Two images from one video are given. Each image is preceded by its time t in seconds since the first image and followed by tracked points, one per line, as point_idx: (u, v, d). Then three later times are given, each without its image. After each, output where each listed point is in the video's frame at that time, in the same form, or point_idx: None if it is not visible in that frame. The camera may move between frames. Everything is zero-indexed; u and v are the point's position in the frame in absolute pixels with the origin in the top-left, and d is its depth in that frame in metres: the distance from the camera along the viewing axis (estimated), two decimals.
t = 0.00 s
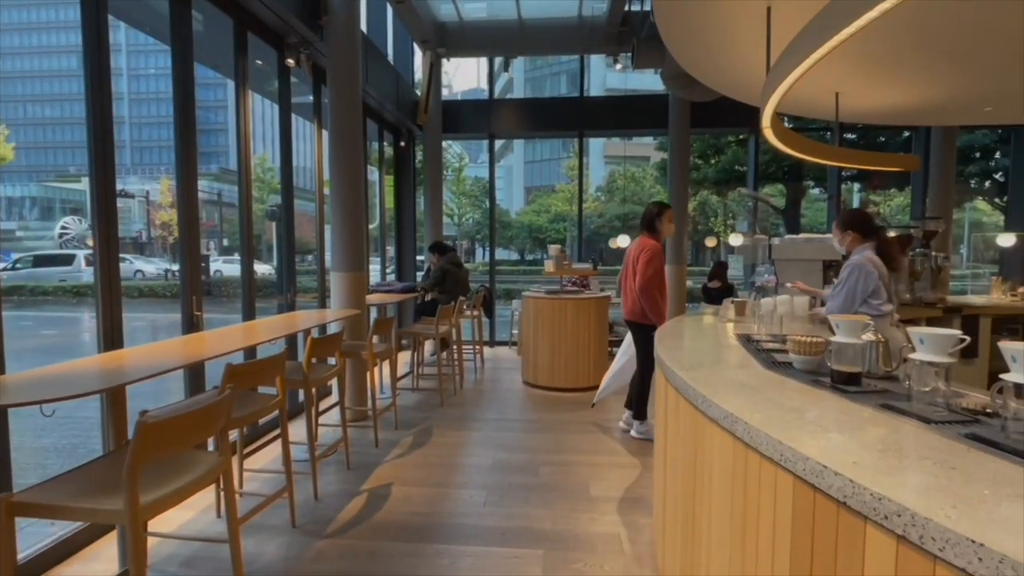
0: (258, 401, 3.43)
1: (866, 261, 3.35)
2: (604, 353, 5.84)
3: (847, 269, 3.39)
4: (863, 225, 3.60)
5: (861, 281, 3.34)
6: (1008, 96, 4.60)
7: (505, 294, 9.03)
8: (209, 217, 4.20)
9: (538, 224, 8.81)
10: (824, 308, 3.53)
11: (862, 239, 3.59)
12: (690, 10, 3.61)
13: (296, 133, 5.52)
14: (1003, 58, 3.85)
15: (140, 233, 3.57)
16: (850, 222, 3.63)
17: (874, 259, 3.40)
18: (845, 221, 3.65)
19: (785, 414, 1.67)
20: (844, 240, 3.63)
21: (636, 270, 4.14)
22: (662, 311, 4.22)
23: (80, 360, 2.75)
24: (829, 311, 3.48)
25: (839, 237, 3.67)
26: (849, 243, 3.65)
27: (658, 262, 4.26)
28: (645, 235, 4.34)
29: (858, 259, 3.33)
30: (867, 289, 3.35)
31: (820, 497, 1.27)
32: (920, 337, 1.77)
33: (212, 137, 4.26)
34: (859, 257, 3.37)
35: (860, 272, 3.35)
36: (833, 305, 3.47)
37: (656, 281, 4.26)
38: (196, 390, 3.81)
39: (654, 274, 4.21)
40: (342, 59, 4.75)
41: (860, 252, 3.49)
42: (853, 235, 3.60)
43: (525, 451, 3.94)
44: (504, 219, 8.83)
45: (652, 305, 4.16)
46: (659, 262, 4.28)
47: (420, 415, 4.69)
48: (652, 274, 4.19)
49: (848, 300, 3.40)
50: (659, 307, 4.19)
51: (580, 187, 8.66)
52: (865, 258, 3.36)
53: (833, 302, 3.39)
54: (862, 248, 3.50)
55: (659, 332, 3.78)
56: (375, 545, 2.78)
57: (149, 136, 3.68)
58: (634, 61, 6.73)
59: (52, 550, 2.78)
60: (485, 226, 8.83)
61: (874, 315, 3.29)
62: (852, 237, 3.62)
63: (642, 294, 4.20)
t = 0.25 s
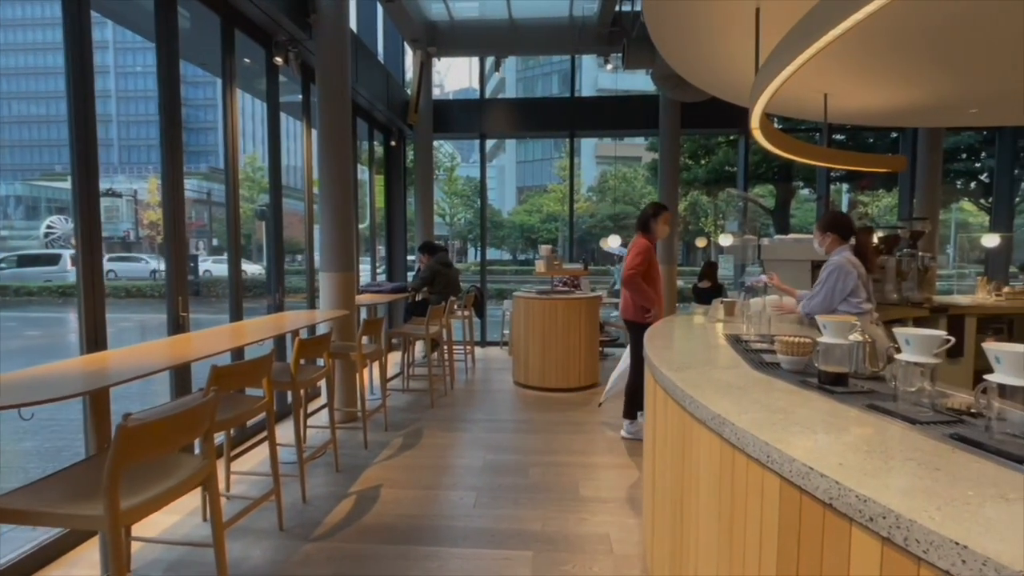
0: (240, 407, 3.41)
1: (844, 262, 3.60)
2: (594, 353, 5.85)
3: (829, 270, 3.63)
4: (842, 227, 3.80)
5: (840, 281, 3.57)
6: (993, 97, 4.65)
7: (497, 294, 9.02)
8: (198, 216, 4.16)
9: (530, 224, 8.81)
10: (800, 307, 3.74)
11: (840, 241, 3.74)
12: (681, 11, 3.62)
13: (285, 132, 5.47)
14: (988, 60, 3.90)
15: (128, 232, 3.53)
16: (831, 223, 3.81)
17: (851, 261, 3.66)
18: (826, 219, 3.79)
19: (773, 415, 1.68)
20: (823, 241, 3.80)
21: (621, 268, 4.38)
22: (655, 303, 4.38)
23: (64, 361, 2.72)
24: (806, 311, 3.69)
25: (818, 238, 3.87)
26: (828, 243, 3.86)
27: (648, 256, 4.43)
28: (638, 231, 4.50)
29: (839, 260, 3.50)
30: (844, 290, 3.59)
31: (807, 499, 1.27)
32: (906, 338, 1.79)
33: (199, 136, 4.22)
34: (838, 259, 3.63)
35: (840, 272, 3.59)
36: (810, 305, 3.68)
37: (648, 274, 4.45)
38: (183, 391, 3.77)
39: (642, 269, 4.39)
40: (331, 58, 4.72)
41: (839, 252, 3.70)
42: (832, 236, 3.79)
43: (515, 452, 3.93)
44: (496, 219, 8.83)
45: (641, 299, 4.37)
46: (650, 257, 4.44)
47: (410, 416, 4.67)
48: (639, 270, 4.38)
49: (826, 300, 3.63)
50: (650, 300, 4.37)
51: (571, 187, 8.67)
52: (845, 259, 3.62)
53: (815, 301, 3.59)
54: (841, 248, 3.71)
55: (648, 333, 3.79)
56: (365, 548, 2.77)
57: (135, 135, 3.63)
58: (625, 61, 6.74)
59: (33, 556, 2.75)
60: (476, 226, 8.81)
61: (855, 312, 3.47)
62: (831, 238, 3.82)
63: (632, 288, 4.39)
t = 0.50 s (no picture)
0: (232, 408, 3.39)
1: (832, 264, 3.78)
2: (588, 353, 5.86)
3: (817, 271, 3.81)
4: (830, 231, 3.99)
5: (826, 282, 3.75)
6: (985, 98, 4.68)
7: (492, 294, 9.02)
8: (190, 216, 4.14)
9: (524, 224, 8.81)
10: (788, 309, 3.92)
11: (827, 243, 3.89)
12: (675, 11, 3.62)
13: (277, 131, 5.44)
14: (979, 62, 3.93)
15: (119, 232, 3.50)
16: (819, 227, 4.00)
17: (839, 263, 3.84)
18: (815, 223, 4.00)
19: (767, 417, 1.68)
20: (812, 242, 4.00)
21: (616, 265, 4.39)
22: (651, 299, 4.41)
23: (52, 363, 2.69)
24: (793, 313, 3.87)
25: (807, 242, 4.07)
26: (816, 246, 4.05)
27: (643, 254, 4.44)
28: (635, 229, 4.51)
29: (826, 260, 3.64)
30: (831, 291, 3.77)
31: (800, 501, 1.28)
32: (898, 339, 1.80)
33: (191, 135, 4.19)
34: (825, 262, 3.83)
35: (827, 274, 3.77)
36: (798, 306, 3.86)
37: (644, 271, 4.46)
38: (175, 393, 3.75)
39: (637, 266, 4.41)
40: (324, 57, 4.70)
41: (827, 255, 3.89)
42: (820, 239, 3.99)
43: (509, 453, 3.93)
44: (490, 219, 8.83)
45: (637, 296, 4.39)
46: (646, 253, 4.45)
47: (403, 417, 4.66)
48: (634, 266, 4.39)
49: (813, 301, 3.81)
50: (646, 296, 4.39)
51: (565, 187, 8.67)
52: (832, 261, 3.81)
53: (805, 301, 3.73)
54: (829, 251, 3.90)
55: (642, 333, 3.80)
56: (357, 550, 2.75)
57: (127, 134, 3.60)
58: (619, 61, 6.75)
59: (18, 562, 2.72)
60: (470, 226, 8.80)
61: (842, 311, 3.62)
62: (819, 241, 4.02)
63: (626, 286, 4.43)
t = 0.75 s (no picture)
0: (225, 410, 3.37)
1: (823, 265, 3.86)
2: (583, 353, 5.86)
3: (809, 273, 3.90)
4: (820, 233, 4.06)
5: (817, 283, 3.83)
6: (976, 99, 4.71)
7: (487, 294, 9.00)
8: (183, 216, 4.11)
9: (519, 224, 8.81)
10: (783, 313, 4.01)
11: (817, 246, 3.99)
12: (669, 12, 3.63)
13: (270, 130, 5.41)
14: (971, 64, 3.95)
15: (110, 232, 3.47)
16: (809, 230, 4.08)
17: (830, 264, 3.91)
18: (805, 227, 4.10)
19: (763, 418, 1.69)
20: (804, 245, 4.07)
21: (611, 264, 4.38)
22: (647, 299, 4.42)
23: (41, 365, 2.66)
24: (788, 316, 3.96)
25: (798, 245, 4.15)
26: (807, 248, 4.12)
27: (640, 254, 4.44)
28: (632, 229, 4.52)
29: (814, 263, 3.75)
30: (823, 292, 3.86)
31: (797, 503, 1.28)
32: (892, 339, 1.80)
33: (183, 135, 4.16)
34: (816, 263, 3.93)
35: (819, 275, 3.86)
36: (792, 309, 3.94)
37: (640, 271, 4.47)
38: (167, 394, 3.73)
39: (632, 266, 4.41)
40: (317, 56, 4.68)
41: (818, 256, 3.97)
42: (811, 242, 4.06)
43: (504, 453, 3.92)
44: (484, 219, 8.82)
45: (633, 296, 4.40)
46: (642, 253, 4.46)
47: (398, 418, 4.64)
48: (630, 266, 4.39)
49: (806, 303, 3.90)
50: (642, 296, 4.40)
51: (560, 187, 8.67)
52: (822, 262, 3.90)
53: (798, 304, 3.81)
54: (820, 252, 3.99)
55: (637, 334, 3.80)
56: (352, 552, 2.74)
57: (118, 132, 3.57)
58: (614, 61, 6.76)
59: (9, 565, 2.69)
60: (465, 226, 8.79)
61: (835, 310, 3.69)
62: (810, 243, 4.09)
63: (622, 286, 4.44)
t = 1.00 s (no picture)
0: (218, 412, 3.35)
1: (818, 265, 3.88)
2: (578, 353, 5.86)
3: (804, 274, 3.92)
4: (815, 233, 4.07)
5: (812, 283, 3.85)
6: (970, 100, 4.73)
7: (482, 294, 9.01)
8: (176, 215, 4.09)
9: (514, 223, 8.82)
10: (778, 314, 4.02)
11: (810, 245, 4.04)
12: (665, 12, 3.63)
13: (265, 129, 5.38)
14: (965, 65, 3.98)
15: (103, 231, 3.45)
16: (803, 229, 4.10)
17: (825, 264, 3.93)
18: (800, 227, 4.12)
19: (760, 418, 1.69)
20: (798, 245, 4.09)
21: (609, 264, 4.38)
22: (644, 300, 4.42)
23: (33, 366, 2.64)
24: (784, 316, 3.97)
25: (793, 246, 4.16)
26: (801, 248, 4.13)
27: (637, 254, 4.44)
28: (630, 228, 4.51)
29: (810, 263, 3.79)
30: (818, 292, 3.87)
31: (794, 502, 1.28)
32: (888, 339, 1.81)
33: (177, 134, 4.13)
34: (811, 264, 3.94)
35: (813, 275, 3.87)
36: (788, 309, 3.95)
37: (638, 272, 4.47)
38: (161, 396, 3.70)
39: (630, 267, 4.41)
40: (312, 55, 4.66)
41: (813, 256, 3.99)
42: (805, 241, 4.08)
43: (500, 454, 3.92)
44: (480, 219, 8.81)
45: (629, 296, 4.41)
46: (640, 253, 4.45)
47: (394, 419, 4.62)
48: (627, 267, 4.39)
49: (801, 303, 3.91)
50: (639, 297, 4.41)
51: (556, 187, 8.67)
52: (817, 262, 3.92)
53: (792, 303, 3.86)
54: (814, 252, 4.00)
55: (633, 334, 3.81)
56: (347, 554, 2.73)
57: (111, 132, 3.55)
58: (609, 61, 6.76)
59: None
60: (460, 225, 8.79)
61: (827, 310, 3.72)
62: (804, 243, 4.10)
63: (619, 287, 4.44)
